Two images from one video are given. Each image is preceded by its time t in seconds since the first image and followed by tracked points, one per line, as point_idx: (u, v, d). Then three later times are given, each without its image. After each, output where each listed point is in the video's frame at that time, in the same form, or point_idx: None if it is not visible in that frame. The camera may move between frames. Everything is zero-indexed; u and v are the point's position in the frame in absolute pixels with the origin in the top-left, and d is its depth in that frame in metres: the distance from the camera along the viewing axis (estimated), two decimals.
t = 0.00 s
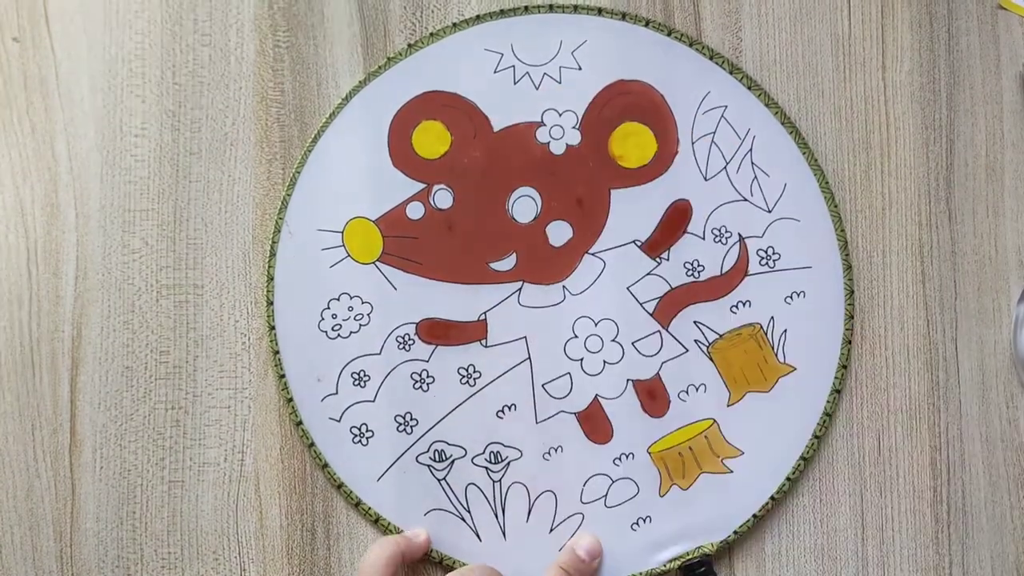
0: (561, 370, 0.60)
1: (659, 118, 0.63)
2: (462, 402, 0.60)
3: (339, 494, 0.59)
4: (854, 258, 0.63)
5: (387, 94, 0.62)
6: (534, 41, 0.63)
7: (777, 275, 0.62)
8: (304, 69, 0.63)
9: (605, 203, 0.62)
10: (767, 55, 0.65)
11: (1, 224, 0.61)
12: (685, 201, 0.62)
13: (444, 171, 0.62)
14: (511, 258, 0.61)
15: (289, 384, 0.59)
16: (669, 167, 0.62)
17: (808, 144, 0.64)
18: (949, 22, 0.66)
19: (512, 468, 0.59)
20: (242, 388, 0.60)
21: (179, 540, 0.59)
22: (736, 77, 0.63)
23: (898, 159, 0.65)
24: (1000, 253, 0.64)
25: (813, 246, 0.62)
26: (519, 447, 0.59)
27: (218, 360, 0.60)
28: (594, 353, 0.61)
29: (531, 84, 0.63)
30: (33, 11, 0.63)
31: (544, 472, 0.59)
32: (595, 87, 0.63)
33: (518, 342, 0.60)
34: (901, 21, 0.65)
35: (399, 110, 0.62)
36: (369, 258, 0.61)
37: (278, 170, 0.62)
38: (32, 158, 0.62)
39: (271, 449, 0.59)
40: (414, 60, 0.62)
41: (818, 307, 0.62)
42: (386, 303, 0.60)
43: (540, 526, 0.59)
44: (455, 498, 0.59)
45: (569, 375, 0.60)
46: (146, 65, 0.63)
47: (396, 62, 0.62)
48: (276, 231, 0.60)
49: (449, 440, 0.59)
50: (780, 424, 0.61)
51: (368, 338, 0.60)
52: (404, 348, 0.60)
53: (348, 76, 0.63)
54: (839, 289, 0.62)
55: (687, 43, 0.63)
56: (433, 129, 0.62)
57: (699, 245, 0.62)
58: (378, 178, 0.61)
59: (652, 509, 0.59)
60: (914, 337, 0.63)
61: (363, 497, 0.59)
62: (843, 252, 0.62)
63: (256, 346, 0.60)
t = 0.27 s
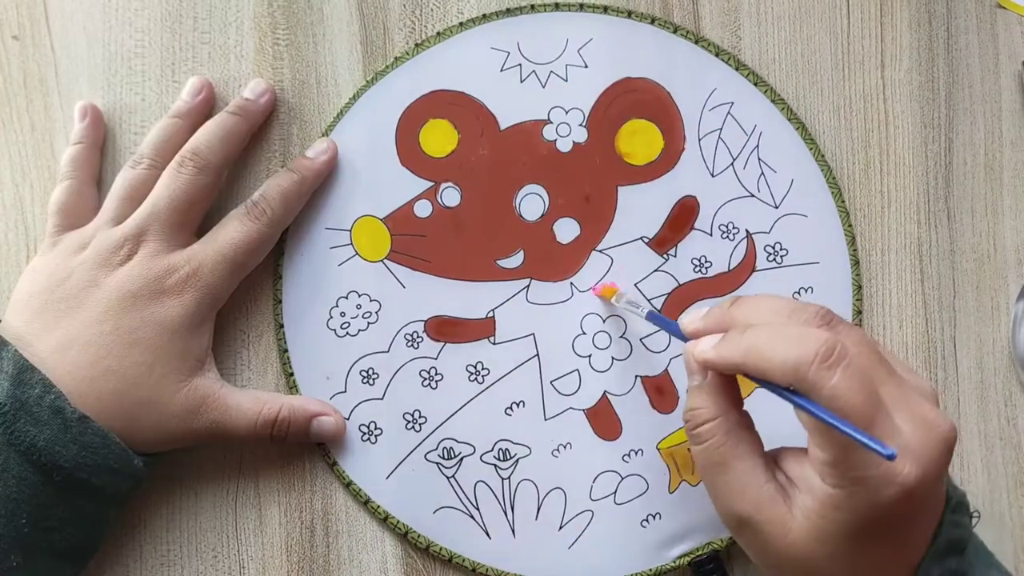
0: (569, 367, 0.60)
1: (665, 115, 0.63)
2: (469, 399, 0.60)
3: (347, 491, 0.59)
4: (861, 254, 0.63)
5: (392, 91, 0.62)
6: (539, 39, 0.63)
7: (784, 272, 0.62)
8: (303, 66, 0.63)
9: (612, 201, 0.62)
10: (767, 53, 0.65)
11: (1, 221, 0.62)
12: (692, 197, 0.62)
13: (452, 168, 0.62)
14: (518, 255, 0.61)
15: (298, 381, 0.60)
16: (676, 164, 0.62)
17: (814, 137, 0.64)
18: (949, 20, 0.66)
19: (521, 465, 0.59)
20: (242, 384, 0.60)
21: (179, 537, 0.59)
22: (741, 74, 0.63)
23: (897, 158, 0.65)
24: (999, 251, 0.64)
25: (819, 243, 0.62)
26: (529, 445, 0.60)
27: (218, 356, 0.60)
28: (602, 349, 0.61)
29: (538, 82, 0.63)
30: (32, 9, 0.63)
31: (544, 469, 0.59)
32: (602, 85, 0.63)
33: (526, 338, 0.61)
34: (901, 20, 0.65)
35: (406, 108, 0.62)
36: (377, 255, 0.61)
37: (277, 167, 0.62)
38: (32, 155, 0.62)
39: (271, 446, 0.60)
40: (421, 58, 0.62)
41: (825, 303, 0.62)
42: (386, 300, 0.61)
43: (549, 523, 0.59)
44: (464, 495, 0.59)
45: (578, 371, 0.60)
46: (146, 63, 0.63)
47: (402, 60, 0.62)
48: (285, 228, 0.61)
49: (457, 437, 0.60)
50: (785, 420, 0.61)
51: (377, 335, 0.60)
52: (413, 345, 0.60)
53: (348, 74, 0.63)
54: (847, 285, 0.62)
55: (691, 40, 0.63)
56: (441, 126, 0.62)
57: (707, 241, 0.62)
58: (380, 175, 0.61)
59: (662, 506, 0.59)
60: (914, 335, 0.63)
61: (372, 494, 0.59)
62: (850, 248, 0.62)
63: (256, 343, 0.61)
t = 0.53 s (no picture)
0: (569, 367, 0.60)
1: (665, 115, 0.63)
2: (468, 399, 0.60)
3: (347, 491, 0.59)
4: (860, 254, 0.63)
5: (391, 91, 0.62)
6: (539, 38, 0.63)
7: (784, 271, 0.62)
8: (303, 66, 0.63)
9: (612, 200, 0.62)
10: (767, 53, 0.65)
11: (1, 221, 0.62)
12: (692, 197, 0.62)
13: (451, 168, 0.62)
14: (518, 255, 0.61)
15: (298, 381, 0.60)
16: (676, 164, 0.62)
17: (814, 137, 0.64)
18: (949, 20, 0.66)
19: (521, 465, 0.59)
20: (242, 384, 0.60)
21: (179, 536, 0.59)
22: (741, 74, 0.63)
23: (897, 157, 0.65)
24: (998, 251, 0.64)
25: (818, 243, 0.62)
26: (528, 444, 0.60)
27: (218, 356, 0.60)
28: (602, 349, 0.61)
29: (537, 82, 0.63)
30: (32, 8, 0.63)
31: (543, 469, 0.59)
32: (601, 84, 0.63)
33: (525, 338, 0.61)
34: (901, 19, 0.65)
35: (406, 108, 0.62)
36: (376, 255, 0.61)
37: (277, 167, 0.62)
38: (32, 155, 0.62)
39: (271, 445, 0.60)
40: (420, 57, 0.62)
41: (825, 303, 0.62)
42: (385, 300, 0.61)
43: (549, 523, 0.59)
44: (463, 495, 0.59)
45: (577, 371, 0.60)
46: (146, 62, 0.63)
47: (402, 60, 0.62)
48: (286, 228, 0.61)
49: (457, 436, 0.60)
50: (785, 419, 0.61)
51: (377, 335, 0.60)
52: (413, 345, 0.60)
53: (348, 73, 0.63)
54: (847, 285, 0.62)
55: (691, 39, 0.63)
56: (440, 126, 0.62)
57: (706, 240, 0.62)
58: (380, 175, 0.61)
59: (661, 505, 0.59)
60: (913, 335, 0.63)
61: (372, 494, 0.59)
62: (849, 248, 0.62)
63: (256, 342, 0.61)
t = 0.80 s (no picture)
0: (571, 372, 0.60)
1: (666, 119, 0.63)
2: (470, 404, 0.60)
3: (350, 498, 0.59)
4: (861, 257, 0.63)
5: (392, 96, 0.62)
6: (539, 42, 0.63)
7: (786, 275, 0.62)
8: (304, 70, 0.63)
9: (613, 204, 0.62)
10: (767, 56, 0.65)
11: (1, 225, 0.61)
12: (692, 201, 0.62)
13: (452, 173, 0.61)
14: (519, 260, 0.61)
15: (300, 389, 0.59)
16: (676, 168, 0.62)
17: (814, 140, 0.64)
18: (949, 23, 0.66)
19: (523, 470, 0.59)
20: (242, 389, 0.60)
21: (179, 541, 0.59)
22: (741, 77, 0.63)
23: (898, 160, 0.65)
24: (1000, 254, 0.64)
25: (820, 246, 0.62)
26: (530, 450, 0.59)
27: (219, 361, 0.60)
28: (605, 354, 0.60)
29: (537, 87, 0.63)
30: (32, 12, 0.63)
31: (545, 474, 0.59)
32: (602, 89, 0.63)
33: (527, 343, 0.60)
34: (901, 22, 0.66)
35: (406, 113, 0.62)
36: (377, 261, 0.61)
37: (278, 171, 0.62)
38: (31, 159, 0.62)
39: (272, 451, 0.59)
40: (421, 63, 0.62)
41: (828, 307, 0.62)
42: (386, 305, 0.60)
43: (550, 529, 0.59)
44: (465, 500, 0.59)
45: (580, 376, 0.60)
46: (146, 66, 0.63)
47: (402, 65, 0.62)
48: (287, 234, 0.60)
49: (459, 442, 0.59)
50: (789, 423, 0.61)
51: (378, 341, 0.60)
52: (415, 351, 0.60)
53: (349, 79, 0.63)
54: (849, 288, 0.62)
55: (691, 43, 0.63)
56: (440, 131, 0.62)
57: (708, 244, 0.62)
58: (381, 180, 0.61)
59: (664, 510, 0.59)
60: (916, 338, 0.63)
61: (375, 501, 0.59)
62: (851, 250, 0.62)
63: (257, 348, 0.60)
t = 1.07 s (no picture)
0: (570, 371, 0.60)
1: (665, 118, 0.63)
2: (470, 403, 0.60)
3: (349, 497, 0.59)
4: (860, 256, 0.63)
5: (391, 95, 0.62)
6: (538, 41, 0.63)
7: (785, 274, 0.62)
8: (304, 69, 0.63)
9: (612, 203, 0.62)
10: (767, 55, 0.65)
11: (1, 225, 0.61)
12: (692, 200, 0.62)
13: (451, 172, 0.61)
14: (519, 259, 0.61)
15: (299, 389, 0.59)
16: (676, 167, 0.62)
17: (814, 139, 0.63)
18: (949, 23, 0.66)
19: (523, 469, 0.59)
20: (241, 388, 0.60)
21: (179, 540, 0.59)
22: (742, 76, 0.63)
23: (898, 159, 0.65)
24: (999, 253, 0.64)
25: (819, 246, 0.62)
26: (529, 449, 0.59)
27: (218, 360, 0.60)
28: (604, 353, 0.60)
29: (536, 86, 0.63)
30: (32, 11, 0.63)
31: (545, 473, 0.59)
32: (601, 88, 0.63)
33: (526, 342, 0.60)
34: (901, 21, 0.66)
35: (405, 112, 0.62)
36: (376, 260, 0.61)
37: (277, 170, 0.62)
38: (31, 158, 0.62)
39: (271, 449, 0.59)
40: (420, 62, 0.62)
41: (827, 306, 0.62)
42: (386, 304, 0.60)
43: (550, 527, 0.59)
44: (465, 499, 0.59)
45: (579, 375, 0.60)
46: (146, 65, 0.63)
47: (401, 64, 0.62)
48: (286, 233, 0.60)
49: (459, 441, 0.59)
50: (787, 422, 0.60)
51: (377, 340, 0.60)
52: (414, 350, 0.60)
53: (349, 78, 0.63)
54: (850, 287, 0.62)
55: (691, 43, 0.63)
56: (440, 130, 0.62)
57: (707, 243, 0.62)
58: (381, 178, 0.61)
59: (664, 509, 0.59)
60: (915, 337, 0.63)
61: (374, 500, 0.58)
62: (851, 249, 0.62)
63: (257, 347, 0.60)
